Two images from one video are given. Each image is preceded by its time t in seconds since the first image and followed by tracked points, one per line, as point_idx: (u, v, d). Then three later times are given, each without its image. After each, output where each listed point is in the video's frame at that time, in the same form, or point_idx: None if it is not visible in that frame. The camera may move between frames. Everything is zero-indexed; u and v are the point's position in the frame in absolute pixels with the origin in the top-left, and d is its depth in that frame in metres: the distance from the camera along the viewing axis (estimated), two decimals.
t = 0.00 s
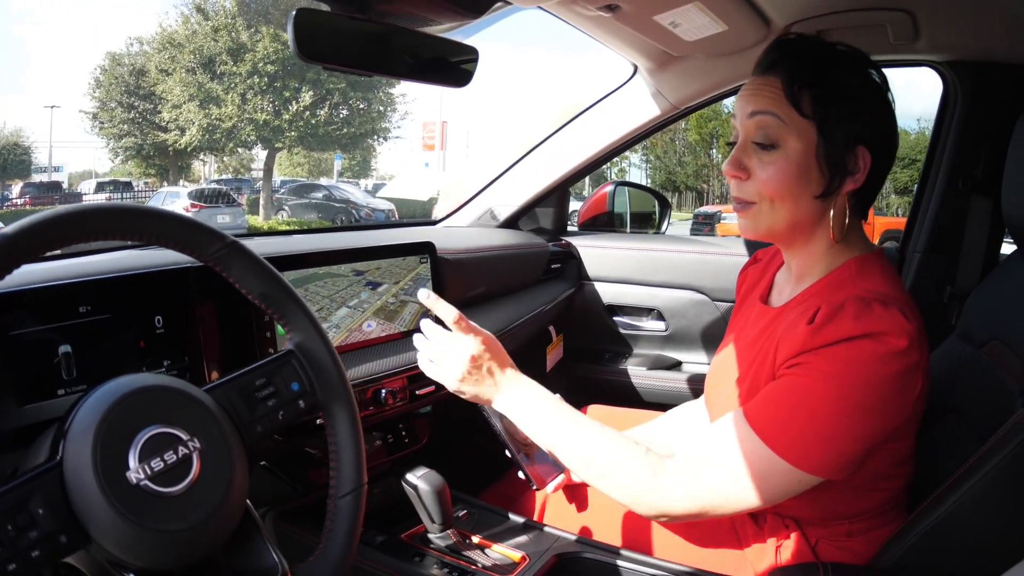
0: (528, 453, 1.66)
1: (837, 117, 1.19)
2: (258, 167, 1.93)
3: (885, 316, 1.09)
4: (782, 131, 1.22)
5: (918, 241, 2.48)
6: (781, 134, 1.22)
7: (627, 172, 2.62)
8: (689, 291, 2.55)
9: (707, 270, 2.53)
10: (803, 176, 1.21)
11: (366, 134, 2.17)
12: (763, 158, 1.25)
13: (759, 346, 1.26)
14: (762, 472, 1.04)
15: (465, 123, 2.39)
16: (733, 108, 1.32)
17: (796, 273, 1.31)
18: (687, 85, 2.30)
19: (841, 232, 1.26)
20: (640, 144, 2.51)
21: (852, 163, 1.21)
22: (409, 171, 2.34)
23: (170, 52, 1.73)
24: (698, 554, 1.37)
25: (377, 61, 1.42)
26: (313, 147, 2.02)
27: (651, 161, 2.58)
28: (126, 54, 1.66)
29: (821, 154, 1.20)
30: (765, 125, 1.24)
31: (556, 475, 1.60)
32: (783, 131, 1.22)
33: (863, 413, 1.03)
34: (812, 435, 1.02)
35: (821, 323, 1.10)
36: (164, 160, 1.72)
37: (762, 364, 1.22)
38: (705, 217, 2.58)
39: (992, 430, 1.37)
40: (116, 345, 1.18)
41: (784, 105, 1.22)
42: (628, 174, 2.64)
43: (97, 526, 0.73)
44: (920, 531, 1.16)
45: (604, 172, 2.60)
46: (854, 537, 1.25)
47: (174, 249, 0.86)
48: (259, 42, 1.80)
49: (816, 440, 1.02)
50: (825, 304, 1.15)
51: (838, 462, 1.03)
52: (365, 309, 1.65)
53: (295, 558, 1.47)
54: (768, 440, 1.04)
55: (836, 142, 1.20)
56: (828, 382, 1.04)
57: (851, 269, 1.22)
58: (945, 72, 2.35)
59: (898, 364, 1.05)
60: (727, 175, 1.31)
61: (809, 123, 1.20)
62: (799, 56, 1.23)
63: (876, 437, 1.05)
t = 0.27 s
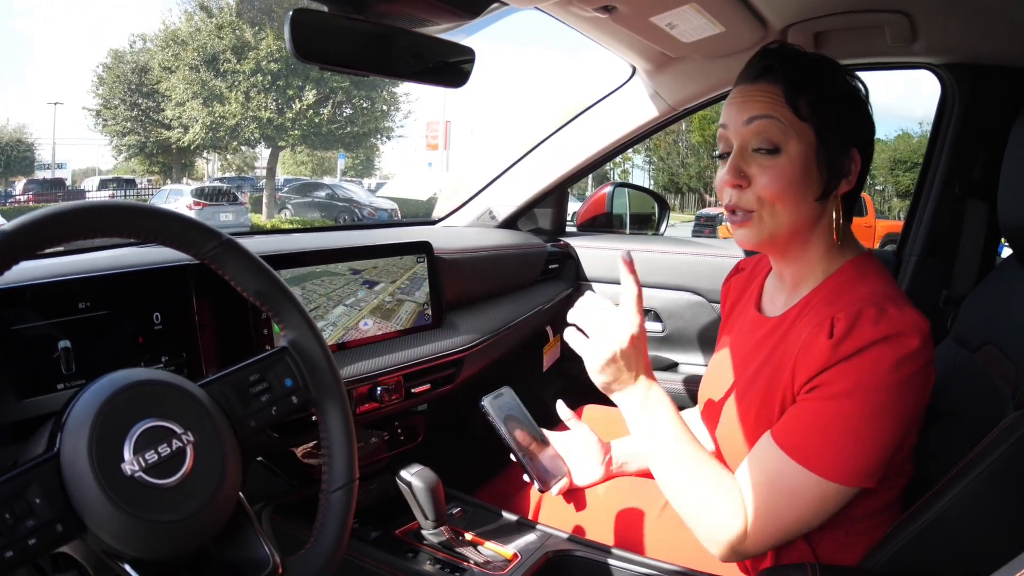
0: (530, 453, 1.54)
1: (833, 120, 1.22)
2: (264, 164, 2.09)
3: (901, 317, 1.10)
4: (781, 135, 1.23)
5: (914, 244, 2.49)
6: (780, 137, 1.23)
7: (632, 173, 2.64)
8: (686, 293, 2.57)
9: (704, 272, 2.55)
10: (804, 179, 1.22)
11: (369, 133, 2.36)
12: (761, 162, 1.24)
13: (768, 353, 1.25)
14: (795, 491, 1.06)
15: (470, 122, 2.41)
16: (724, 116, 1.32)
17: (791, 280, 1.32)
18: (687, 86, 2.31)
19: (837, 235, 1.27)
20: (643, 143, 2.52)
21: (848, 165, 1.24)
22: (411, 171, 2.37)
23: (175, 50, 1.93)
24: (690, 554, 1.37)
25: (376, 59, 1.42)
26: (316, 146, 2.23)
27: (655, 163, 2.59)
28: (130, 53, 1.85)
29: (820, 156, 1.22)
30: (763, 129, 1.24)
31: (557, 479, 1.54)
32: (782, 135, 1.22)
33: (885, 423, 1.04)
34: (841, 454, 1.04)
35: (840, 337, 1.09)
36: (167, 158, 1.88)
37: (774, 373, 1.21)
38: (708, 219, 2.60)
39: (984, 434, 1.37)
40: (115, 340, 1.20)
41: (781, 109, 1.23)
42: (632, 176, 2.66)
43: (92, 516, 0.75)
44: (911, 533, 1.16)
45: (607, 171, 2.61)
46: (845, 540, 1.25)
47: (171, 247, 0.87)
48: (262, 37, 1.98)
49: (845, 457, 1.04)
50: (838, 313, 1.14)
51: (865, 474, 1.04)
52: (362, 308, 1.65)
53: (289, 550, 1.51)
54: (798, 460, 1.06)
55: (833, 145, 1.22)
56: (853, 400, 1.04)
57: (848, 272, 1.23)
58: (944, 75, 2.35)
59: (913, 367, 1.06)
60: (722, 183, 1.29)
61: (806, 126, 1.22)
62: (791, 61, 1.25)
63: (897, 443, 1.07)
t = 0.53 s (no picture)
0: (518, 454, 1.60)
1: (815, 124, 1.20)
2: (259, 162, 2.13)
3: (891, 316, 1.12)
4: (765, 144, 1.19)
5: (903, 245, 2.51)
6: (765, 146, 1.19)
7: (629, 174, 2.67)
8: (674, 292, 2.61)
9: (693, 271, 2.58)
10: (791, 187, 1.20)
11: (366, 132, 2.47)
12: (745, 174, 1.20)
13: (759, 352, 1.26)
14: (786, 485, 1.05)
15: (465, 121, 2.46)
16: (699, 125, 1.28)
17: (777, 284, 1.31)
18: (677, 87, 2.33)
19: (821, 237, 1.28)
20: (636, 143, 2.54)
21: (831, 167, 1.23)
22: (406, 170, 2.41)
23: (169, 47, 2.00)
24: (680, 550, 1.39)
25: (369, 58, 1.44)
26: (313, 144, 2.29)
27: (652, 164, 2.60)
28: (124, 50, 1.94)
29: (804, 163, 1.20)
30: (746, 139, 1.20)
31: (546, 481, 1.58)
32: (766, 144, 1.19)
33: (880, 421, 1.05)
34: (831, 448, 1.03)
35: (832, 334, 1.10)
36: (163, 155, 1.93)
37: (765, 371, 1.22)
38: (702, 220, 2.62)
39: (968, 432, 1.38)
40: (109, 335, 1.21)
41: (762, 116, 1.20)
42: (630, 177, 2.68)
43: (84, 504, 0.76)
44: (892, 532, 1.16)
45: (604, 170, 2.63)
46: (825, 536, 1.26)
47: (162, 243, 0.89)
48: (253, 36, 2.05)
49: (835, 452, 1.03)
50: (829, 312, 1.16)
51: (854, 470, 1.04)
52: (352, 305, 1.67)
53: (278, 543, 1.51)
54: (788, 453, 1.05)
55: (816, 148, 1.21)
56: (843, 395, 1.05)
57: (833, 272, 1.25)
58: (933, 77, 2.37)
59: (902, 366, 1.08)
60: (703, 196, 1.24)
61: (789, 133, 1.19)
62: (768, 65, 1.22)
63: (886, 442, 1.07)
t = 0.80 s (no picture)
0: (505, 453, 1.61)
1: (791, 132, 1.22)
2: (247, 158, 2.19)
3: (871, 322, 1.13)
4: (742, 156, 1.21)
5: (886, 245, 2.55)
6: (742, 157, 1.21)
7: (617, 173, 2.68)
8: (660, 290, 2.64)
9: (677, 270, 2.63)
10: (770, 197, 1.22)
11: (354, 130, 2.61)
12: (725, 185, 1.23)
13: (741, 352, 1.29)
14: (770, 490, 1.09)
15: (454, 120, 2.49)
16: (680, 136, 1.30)
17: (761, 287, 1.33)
18: (663, 87, 2.36)
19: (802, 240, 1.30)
20: (627, 140, 2.56)
21: (809, 173, 1.25)
22: (397, 168, 2.43)
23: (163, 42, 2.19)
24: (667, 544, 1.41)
25: (358, 57, 1.46)
26: (302, 140, 2.44)
27: (641, 162, 2.63)
28: (116, 47, 2.04)
29: (783, 171, 1.22)
30: (724, 152, 1.23)
31: (533, 478, 1.59)
32: (744, 155, 1.21)
33: (858, 426, 1.07)
34: (813, 456, 1.06)
35: (812, 341, 1.12)
36: (152, 152, 1.99)
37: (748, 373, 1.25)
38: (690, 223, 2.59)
39: (945, 428, 1.42)
40: (102, 332, 1.22)
41: (738, 128, 1.22)
42: (618, 176, 2.69)
43: (82, 496, 0.78)
44: (875, 527, 1.19)
45: (592, 168, 2.65)
46: (808, 528, 1.28)
47: (157, 241, 0.91)
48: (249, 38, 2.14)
49: (817, 459, 1.06)
50: (809, 317, 1.17)
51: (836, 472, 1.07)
52: (342, 302, 1.70)
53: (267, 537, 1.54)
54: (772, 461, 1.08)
55: (794, 156, 1.22)
56: (824, 404, 1.07)
57: (817, 272, 1.26)
58: (917, 79, 2.41)
59: (882, 371, 1.09)
60: (689, 210, 1.27)
61: (767, 142, 1.21)
62: (742, 76, 1.23)
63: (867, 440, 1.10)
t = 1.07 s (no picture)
0: (489, 454, 1.62)
1: (797, 128, 1.27)
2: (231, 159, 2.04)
3: (868, 310, 1.19)
4: (747, 146, 1.28)
5: (865, 246, 2.61)
6: (746, 148, 1.29)
7: (597, 172, 2.74)
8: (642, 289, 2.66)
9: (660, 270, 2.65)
10: (772, 186, 1.28)
11: (336, 129, 2.29)
12: (730, 172, 1.31)
13: (740, 338, 1.34)
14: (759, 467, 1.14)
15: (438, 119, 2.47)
16: (693, 124, 1.37)
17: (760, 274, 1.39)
18: (647, 90, 2.41)
19: (803, 232, 1.35)
20: (610, 143, 2.61)
21: (813, 168, 1.30)
22: (380, 168, 2.38)
23: (144, 41, 1.88)
24: (649, 536, 1.45)
25: (349, 59, 1.47)
26: (283, 140, 2.17)
27: (622, 161, 2.68)
28: (99, 45, 1.80)
29: (785, 163, 1.28)
30: (730, 143, 1.30)
31: (517, 478, 1.61)
32: (747, 147, 1.28)
33: (854, 408, 1.13)
34: (807, 432, 1.11)
35: (812, 323, 1.17)
36: (135, 152, 1.83)
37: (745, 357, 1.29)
38: (672, 219, 2.64)
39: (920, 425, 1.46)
40: (96, 332, 1.24)
41: (744, 121, 1.28)
42: (598, 176, 2.75)
43: (84, 493, 0.80)
44: (855, 518, 1.23)
45: (573, 169, 2.69)
46: (790, 523, 1.33)
47: (157, 243, 0.93)
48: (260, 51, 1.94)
49: (810, 437, 1.11)
50: (809, 303, 1.23)
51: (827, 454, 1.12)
52: (331, 302, 1.71)
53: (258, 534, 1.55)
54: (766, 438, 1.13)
55: (797, 151, 1.27)
56: (821, 382, 1.12)
57: (818, 268, 1.31)
58: (897, 84, 2.47)
59: (877, 356, 1.15)
60: (693, 191, 1.37)
61: (771, 136, 1.27)
62: (753, 72, 1.29)
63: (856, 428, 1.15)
